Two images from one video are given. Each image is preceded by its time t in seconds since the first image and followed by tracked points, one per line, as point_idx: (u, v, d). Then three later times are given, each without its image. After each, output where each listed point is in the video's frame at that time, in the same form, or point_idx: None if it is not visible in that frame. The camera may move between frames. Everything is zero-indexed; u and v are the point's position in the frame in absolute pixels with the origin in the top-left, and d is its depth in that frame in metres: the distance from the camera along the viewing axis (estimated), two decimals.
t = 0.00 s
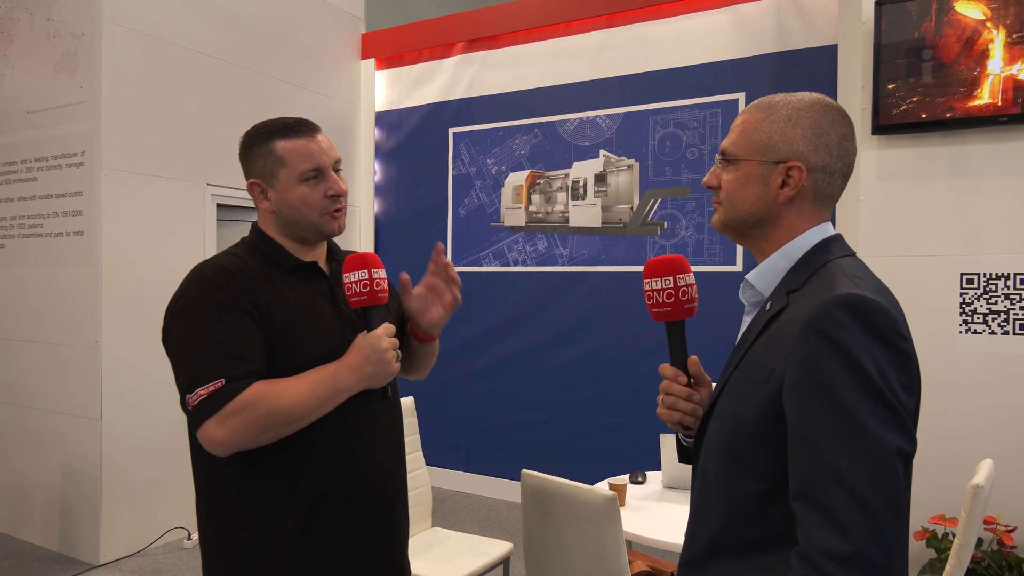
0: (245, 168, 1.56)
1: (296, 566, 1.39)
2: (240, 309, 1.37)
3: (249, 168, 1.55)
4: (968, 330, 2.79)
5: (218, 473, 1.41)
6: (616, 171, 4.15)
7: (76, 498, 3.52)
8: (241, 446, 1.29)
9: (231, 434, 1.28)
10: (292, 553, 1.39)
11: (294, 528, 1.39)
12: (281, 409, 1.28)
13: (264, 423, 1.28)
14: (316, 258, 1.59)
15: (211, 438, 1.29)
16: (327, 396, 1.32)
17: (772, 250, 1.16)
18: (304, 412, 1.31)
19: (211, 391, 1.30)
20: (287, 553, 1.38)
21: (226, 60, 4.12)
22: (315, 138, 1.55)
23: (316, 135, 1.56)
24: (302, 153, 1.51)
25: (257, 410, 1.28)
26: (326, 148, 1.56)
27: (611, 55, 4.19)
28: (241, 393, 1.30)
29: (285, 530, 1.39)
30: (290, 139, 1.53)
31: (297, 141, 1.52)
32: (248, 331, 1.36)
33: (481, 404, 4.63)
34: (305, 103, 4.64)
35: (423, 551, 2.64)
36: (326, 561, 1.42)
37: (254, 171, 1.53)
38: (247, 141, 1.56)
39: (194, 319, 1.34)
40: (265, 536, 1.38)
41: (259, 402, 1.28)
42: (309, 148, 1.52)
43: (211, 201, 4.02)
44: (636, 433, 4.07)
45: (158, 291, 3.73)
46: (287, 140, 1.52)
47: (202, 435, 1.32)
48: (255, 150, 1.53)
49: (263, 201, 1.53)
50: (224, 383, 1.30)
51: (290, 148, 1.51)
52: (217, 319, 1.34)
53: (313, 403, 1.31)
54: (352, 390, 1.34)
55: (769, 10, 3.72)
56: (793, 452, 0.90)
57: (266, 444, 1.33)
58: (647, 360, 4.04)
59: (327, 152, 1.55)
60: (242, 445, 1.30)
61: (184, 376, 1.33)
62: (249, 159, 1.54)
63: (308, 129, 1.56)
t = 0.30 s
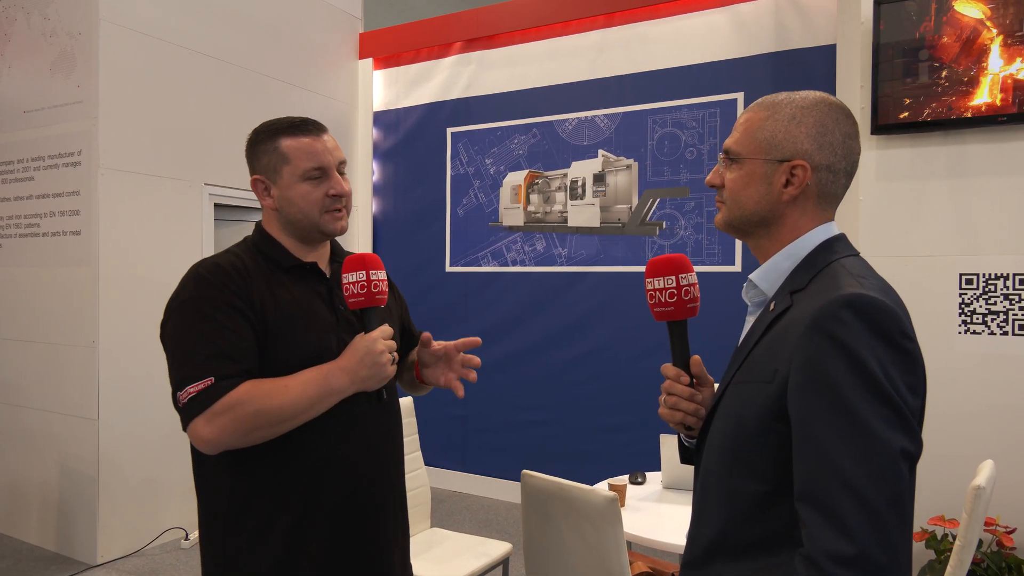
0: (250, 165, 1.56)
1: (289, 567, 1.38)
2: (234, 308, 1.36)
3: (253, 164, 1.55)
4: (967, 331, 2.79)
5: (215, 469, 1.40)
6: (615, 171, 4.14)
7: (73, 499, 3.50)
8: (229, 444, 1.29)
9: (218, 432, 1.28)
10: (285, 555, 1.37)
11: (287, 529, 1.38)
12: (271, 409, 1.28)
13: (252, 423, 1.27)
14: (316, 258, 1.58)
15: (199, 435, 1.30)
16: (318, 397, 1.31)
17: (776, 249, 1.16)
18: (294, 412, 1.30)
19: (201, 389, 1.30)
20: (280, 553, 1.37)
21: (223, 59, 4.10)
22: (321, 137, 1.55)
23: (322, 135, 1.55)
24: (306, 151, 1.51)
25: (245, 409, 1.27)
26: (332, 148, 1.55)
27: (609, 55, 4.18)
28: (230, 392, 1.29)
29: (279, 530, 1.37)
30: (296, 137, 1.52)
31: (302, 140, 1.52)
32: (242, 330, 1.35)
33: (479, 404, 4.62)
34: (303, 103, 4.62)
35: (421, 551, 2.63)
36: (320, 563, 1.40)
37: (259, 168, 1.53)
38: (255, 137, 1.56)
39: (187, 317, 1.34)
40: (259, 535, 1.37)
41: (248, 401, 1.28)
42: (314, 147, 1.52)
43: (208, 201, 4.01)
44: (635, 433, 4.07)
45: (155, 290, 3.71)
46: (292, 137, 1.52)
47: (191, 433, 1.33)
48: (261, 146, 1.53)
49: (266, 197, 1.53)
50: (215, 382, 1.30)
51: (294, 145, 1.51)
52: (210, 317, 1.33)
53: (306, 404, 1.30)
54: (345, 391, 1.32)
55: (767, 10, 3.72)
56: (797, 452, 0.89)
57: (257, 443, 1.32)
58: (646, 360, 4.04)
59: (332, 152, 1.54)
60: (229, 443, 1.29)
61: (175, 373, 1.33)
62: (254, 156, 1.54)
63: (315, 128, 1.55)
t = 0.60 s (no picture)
0: (266, 154, 1.58)
1: (289, 567, 1.37)
2: (234, 306, 1.36)
3: (269, 154, 1.57)
4: (969, 330, 2.78)
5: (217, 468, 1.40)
6: (616, 171, 4.14)
7: (74, 499, 3.50)
8: (229, 443, 1.29)
9: (218, 431, 1.28)
10: (285, 554, 1.37)
11: (288, 529, 1.37)
12: (270, 407, 1.28)
13: (251, 422, 1.27)
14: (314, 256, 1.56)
15: (199, 434, 1.30)
16: (318, 395, 1.30)
17: (782, 249, 1.15)
18: (292, 411, 1.29)
19: (199, 388, 1.30)
20: (280, 553, 1.37)
21: (224, 58, 4.09)
22: (339, 138, 1.57)
23: (340, 136, 1.58)
24: (320, 146, 1.52)
25: (245, 408, 1.27)
26: (347, 149, 1.57)
27: (611, 54, 4.18)
28: (228, 391, 1.29)
29: (278, 529, 1.37)
30: (315, 132, 1.54)
31: (319, 135, 1.53)
32: (241, 329, 1.35)
33: (480, 403, 4.62)
34: (304, 102, 4.62)
35: (423, 551, 2.63)
36: (320, 563, 1.40)
37: (272, 156, 1.55)
38: (277, 129, 1.59)
39: (187, 315, 1.34)
40: (259, 535, 1.37)
41: (247, 399, 1.28)
42: (329, 144, 1.53)
43: (209, 200, 4.00)
44: (636, 433, 4.06)
45: (156, 290, 3.71)
46: (311, 132, 1.54)
47: (190, 432, 1.33)
48: (280, 137, 1.55)
49: (274, 185, 1.54)
50: (213, 381, 1.30)
51: (310, 139, 1.53)
52: (210, 315, 1.33)
53: (306, 403, 1.29)
54: (345, 391, 1.32)
55: (769, 10, 3.71)
56: (804, 453, 0.89)
57: (257, 443, 1.32)
58: (647, 360, 4.03)
59: (347, 153, 1.56)
60: (229, 442, 1.29)
61: (175, 372, 1.33)
62: (271, 145, 1.56)
63: (335, 129, 1.58)
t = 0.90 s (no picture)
0: (270, 155, 1.57)
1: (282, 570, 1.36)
2: (228, 306, 1.35)
3: (273, 155, 1.56)
4: (962, 332, 2.80)
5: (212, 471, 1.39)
6: (611, 172, 4.14)
7: (66, 502, 3.47)
8: (220, 443, 1.28)
9: (208, 431, 1.27)
10: (279, 557, 1.36)
11: (281, 531, 1.36)
12: (261, 407, 1.27)
13: (242, 422, 1.27)
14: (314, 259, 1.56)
15: (189, 435, 1.29)
16: (311, 396, 1.29)
17: (781, 250, 1.15)
18: (284, 412, 1.28)
19: (190, 388, 1.28)
20: (274, 555, 1.36)
21: (218, 58, 4.08)
22: (345, 143, 1.56)
23: (346, 141, 1.57)
24: (326, 150, 1.51)
25: (237, 408, 1.26)
26: (352, 154, 1.56)
27: (606, 56, 4.18)
28: (220, 391, 1.28)
29: (272, 531, 1.36)
30: (323, 136, 1.54)
31: (325, 139, 1.53)
32: (234, 328, 1.34)
33: (475, 405, 4.61)
34: (298, 103, 4.61)
35: (418, 553, 2.62)
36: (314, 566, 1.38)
37: (276, 157, 1.54)
38: (283, 131, 1.58)
39: (180, 314, 1.33)
40: (253, 536, 1.36)
41: (239, 400, 1.27)
42: (335, 148, 1.53)
43: (203, 201, 3.98)
44: (631, 435, 4.06)
45: (149, 291, 3.68)
46: (318, 136, 1.53)
47: (181, 432, 1.32)
48: (285, 139, 1.55)
49: (276, 186, 1.53)
50: (205, 380, 1.29)
51: (316, 142, 1.52)
52: (203, 315, 1.32)
53: (299, 404, 1.29)
54: (338, 392, 1.31)
55: (764, 12, 3.73)
56: (804, 454, 0.89)
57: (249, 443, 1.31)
58: (642, 361, 4.03)
59: (352, 158, 1.55)
60: (220, 443, 1.28)
61: (167, 371, 1.33)
62: (276, 147, 1.55)
63: (342, 134, 1.57)
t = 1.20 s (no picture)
0: (270, 156, 1.56)
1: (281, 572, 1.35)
2: (226, 307, 1.34)
3: (273, 156, 1.55)
4: (960, 333, 2.80)
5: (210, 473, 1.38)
6: (609, 174, 4.14)
7: (62, 505, 3.45)
8: (219, 446, 1.28)
9: (207, 433, 1.26)
10: (277, 559, 1.35)
11: (280, 533, 1.35)
12: (260, 409, 1.26)
13: (241, 423, 1.26)
14: (312, 261, 1.55)
15: (188, 437, 1.28)
16: (310, 398, 1.29)
17: (780, 252, 1.15)
18: (283, 414, 1.28)
19: (189, 389, 1.28)
20: (272, 557, 1.35)
21: (215, 60, 4.07)
22: (346, 145, 1.56)
23: (347, 144, 1.57)
24: (327, 151, 1.51)
25: (235, 410, 1.26)
26: (353, 156, 1.56)
27: (604, 57, 4.19)
28: (218, 393, 1.27)
29: (270, 533, 1.35)
30: (324, 138, 1.54)
31: (326, 141, 1.53)
32: (233, 330, 1.34)
33: (473, 406, 4.60)
34: (296, 105, 4.60)
35: (417, 555, 2.61)
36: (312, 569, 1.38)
37: (277, 158, 1.53)
38: (284, 133, 1.58)
39: (178, 315, 1.32)
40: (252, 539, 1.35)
41: (237, 401, 1.26)
42: (336, 150, 1.53)
43: (200, 203, 3.97)
44: (629, 436, 4.06)
45: (146, 293, 3.67)
46: (319, 137, 1.53)
47: (179, 434, 1.31)
48: (286, 141, 1.54)
49: (276, 187, 1.52)
50: (203, 382, 1.28)
51: (317, 143, 1.52)
52: (201, 316, 1.32)
53: (298, 406, 1.28)
54: (337, 394, 1.30)
55: (761, 13, 3.73)
56: (804, 455, 0.89)
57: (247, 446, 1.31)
58: (640, 363, 4.03)
59: (352, 160, 1.55)
60: (218, 445, 1.28)
61: (165, 373, 1.32)
62: (277, 148, 1.55)
63: (343, 137, 1.57)
